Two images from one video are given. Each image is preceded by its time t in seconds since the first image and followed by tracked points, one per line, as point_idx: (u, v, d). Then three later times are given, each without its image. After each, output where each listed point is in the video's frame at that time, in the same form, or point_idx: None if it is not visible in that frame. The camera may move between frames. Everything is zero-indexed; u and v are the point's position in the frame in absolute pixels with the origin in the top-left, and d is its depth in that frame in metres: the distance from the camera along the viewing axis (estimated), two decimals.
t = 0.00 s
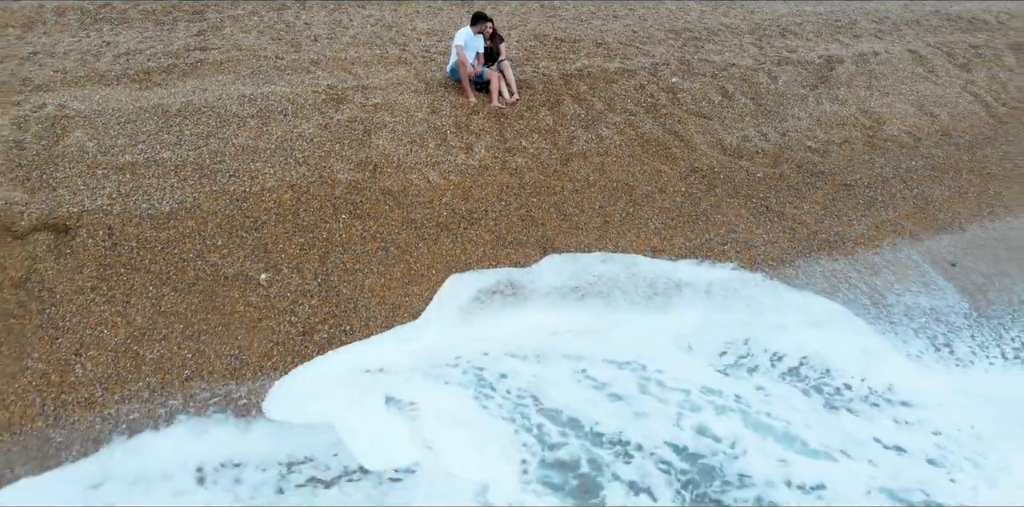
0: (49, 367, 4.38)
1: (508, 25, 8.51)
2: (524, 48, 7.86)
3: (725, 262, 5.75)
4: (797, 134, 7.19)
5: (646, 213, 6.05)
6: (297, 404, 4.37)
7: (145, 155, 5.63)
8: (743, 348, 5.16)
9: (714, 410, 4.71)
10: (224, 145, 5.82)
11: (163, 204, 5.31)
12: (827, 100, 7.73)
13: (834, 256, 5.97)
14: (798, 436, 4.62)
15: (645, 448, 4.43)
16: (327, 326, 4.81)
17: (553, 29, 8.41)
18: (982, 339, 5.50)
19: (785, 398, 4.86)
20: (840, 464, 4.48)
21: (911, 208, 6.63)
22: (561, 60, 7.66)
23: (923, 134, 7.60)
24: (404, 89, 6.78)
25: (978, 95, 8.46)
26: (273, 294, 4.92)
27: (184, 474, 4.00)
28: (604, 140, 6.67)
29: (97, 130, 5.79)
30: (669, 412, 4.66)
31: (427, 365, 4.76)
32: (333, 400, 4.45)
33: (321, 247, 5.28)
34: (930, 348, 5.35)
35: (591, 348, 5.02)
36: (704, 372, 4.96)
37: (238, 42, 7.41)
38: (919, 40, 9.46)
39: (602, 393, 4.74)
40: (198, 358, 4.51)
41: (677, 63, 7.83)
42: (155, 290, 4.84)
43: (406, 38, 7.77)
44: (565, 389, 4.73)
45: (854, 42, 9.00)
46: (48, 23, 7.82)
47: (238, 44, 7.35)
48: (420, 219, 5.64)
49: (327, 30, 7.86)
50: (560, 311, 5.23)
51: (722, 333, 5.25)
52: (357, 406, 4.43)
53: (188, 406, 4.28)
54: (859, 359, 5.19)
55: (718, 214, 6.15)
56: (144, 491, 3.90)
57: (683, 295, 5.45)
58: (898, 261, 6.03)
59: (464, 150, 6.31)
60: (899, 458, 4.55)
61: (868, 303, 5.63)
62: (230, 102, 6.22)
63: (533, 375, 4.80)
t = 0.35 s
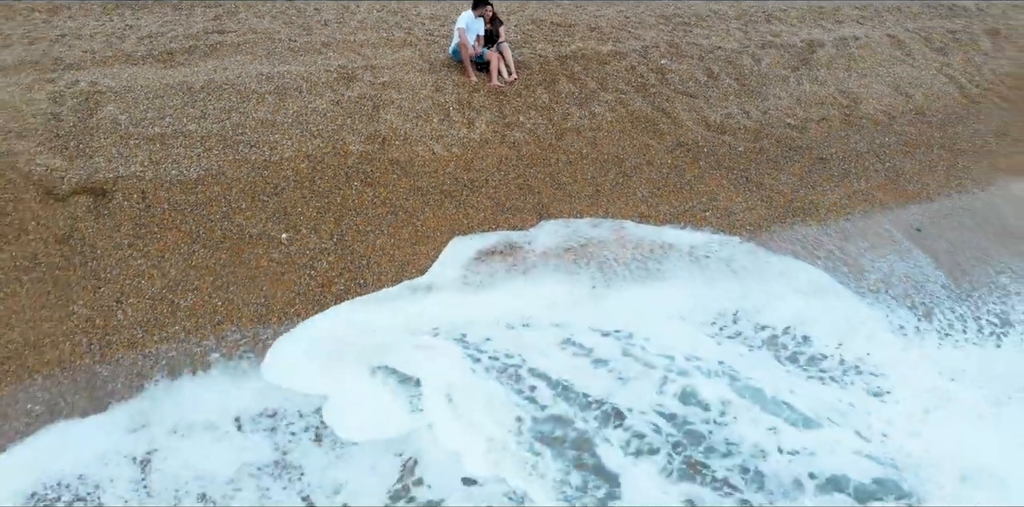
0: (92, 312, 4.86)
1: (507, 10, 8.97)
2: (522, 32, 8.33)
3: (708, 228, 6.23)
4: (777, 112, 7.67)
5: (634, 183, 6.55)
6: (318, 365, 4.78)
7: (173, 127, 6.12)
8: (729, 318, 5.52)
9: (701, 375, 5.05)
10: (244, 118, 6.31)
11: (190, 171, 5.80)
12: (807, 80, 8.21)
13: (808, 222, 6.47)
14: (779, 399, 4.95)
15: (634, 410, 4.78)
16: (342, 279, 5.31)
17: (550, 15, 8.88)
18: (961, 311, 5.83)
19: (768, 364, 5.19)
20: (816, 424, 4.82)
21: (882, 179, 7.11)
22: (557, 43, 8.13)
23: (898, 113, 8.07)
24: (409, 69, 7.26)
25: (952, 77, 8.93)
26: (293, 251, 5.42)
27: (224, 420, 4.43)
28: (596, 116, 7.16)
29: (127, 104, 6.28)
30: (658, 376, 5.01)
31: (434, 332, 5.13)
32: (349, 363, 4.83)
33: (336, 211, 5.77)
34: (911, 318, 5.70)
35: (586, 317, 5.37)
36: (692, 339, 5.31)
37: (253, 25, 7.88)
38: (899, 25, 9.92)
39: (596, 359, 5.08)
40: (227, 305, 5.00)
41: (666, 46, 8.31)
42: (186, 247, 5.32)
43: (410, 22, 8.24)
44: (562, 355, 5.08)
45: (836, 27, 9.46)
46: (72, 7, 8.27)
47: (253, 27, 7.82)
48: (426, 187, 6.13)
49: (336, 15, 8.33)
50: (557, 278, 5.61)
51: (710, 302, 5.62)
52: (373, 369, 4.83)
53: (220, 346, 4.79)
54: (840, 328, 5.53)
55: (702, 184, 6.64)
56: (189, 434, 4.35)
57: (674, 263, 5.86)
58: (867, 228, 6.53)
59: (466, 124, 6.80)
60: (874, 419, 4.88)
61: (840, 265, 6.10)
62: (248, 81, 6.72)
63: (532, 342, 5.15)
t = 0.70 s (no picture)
0: (135, 259, 5.43)
1: None
2: (520, 14, 8.89)
3: (690, 192, 6.80)
4: (758, 88, 8.23)
5: (623, 152, 7.11)
6: (333, 335, 5.13)
7: (200, 99, 6.70)
8: (718, 289, 5.81)
9: (696, 343, 5.32)
10: (265, 92, 6.89)
11: (218, 137, 6.38)
12: (787, 60, 8.77)
13: (783, 186, 7.04)
14: (770, 365, 5.22)
15: (631, 375, 5.06)
16: (358, 233, 5.90)
17: None
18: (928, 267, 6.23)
19: (758, 332, 5.47)
20: (811, 387, 5.05)
21: (854, 150, 7.68)
22: (553, 24, 8.69)
23: (872, 90, 8.63)
24: (415, 48, 7.82)
25: (926, 57, 9.48)
26: (313, 208, 6.01)
27: (259, 369, 4.85)
28: (589, 92, 7.71)
29: (158, 78, 6.85)
30: (654, 346, 5.29)
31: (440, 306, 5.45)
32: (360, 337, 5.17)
33: (350, 174, 6.35)
34: (890, 281, 6.02)
35: (583, 292, 5.67)
36: (684, 309, 5.59)
37: (268, 7, 8.43)
38: (878, 9, 10.46)
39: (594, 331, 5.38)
40: (256, 255, 5.58)
41: (655, 28, 8.86)
42: (217, 205, 5.89)
43: (415, 5, 8.79)
44: (561, 326, 5.39)
45: (817, 11, 10.01)
46: None
47: (269, 9, 8.37)
48: (432, 153, 6.70)
49: None
50: (555, 250, 6.01)
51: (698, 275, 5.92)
52: (384, 340, 5.16)
53: (250, 288, 5.35)
54: (823, 295, 5.85)
55: (686, 153, 7.22)
56: (228, 385, 4.73)
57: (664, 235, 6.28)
58: (838, 191, 7.10)
59: (468, 98, 7.36)
60: (863, 379, 5.11)
61: (810, 219, 6.67)
62: (268, 58, 7.30)
63: (532, 315, 5.46)
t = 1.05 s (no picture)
0: (166, 219, 5.94)
1: None
2: None
3: (676, 163, 7.33)
4: (743, 69, 8.73)
5: (615, 127, 7.62)
6: (349, 313, 5.57)
7: (222, 76, 7.22)
8: (710, 268, 6.24)
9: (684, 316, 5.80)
10: (281, 70, 7.40)
11: (239, 111, 6.90)
12: (772, 43, 9.26)
13: (763, 158, 7.57)
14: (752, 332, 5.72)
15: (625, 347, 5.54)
16: (370, 197, 6.43)
17: None
18: (890, 230, 6.83)
19: (744, 308, 5.92)
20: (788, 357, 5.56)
21: (832, 126, 8.19)
22: (550, 9, 9.18)
23: (851, 71, 9.12)
24: (419, 30, 8.33)
25: (905, 40, 9.97)
26: (327, 175, 6.53)
27: (286, 331, 5.34)
28: (583, 72, 8.22)
29: (182, 56, 7.37)
30: (652, 326, 5.73)
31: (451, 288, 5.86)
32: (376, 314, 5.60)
33: (361, 145, 6.87)
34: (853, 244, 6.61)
35: (582, 274, 6.09)
36: (675, 287, 6.04)
37: None
38: None
39: (595, 311, 5.81)
40: (277, 216, 6.11)
41: (646, 12, 9.36)
42: (240, 171, 6.42)
43: None
44: (560, 304, 5.83)
45: None
46: None
47: None
48: (437, 127, 7.22)
49: None
50: (555, 227, 6.44)
51: (690, 253, 6.36)
52: (400, 319, 5.58)
53: (273, 244, 5.89)
54: (797, 262, 6.38)
55: (673, 129, 7.73)
56: (258, 348, 5.19)
57: (658, 212, 6.72)
58: (814, 163, 7.63)
59: (470, 77, 7.87)
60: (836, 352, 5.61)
61: (786, 189, 7.20)
62: (282, 38, 7.81)
63: (535, 295, 5.89)
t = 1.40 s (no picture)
0: (197, 187, 6.54)
1: None
2: None
3: (664, 140, 7.93)
4: (727, 56, 9.32)
5: (606, 108, 8.21)
6: (362, 299, 5.93)
7: (243, 59, 7.82)
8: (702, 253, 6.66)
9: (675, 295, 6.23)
10: (297, 54, 8.00)
11: (260, 90, 7.50)
12: (755, 32, 9.86)
13: (744, 136, 8.16)
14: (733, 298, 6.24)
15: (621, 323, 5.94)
16: (382, 169, 7.03)
17: None
18: (854, 196, 7.49)
19: (733, 291, 6.30)
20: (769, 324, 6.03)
21: (809, 108, 8.79)
22: None
23: (829, 58, 9.71)
24: (425, 18, 8.92)
25: (883, 30, 10.55)
26: (341, 149, 7.13)
27: (305, 312, 5.75)
28: (577, 57, 8.81)
29: (206, 41, 7.98)
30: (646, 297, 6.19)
31: (462, 277, 6.23)
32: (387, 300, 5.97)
33: (373, 123, 7.46)
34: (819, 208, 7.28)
35: (583, 262, 6.46)
36: (667, 274, 6.42)
37: None
38: None
39: (597, 297, 6.19)
40: (296, 185, 6.70)
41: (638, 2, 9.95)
42: (262, 144, 7.02)
43: None
44: (561, 290, 6.21)
45: None
46: None
47: None
48: (442, 107, 7.81)
49: None
50: (557, 214, 6.87)
51: (688, 241, 6.76)
52: (409, 305, 5.93)
53: (295, 209, 6.50)
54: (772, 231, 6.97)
55: (661, 110, 8.31)
56: (292, 313, 5.71)
57: (648, 189, 7.26)
58: (791, 141, 8.23)
59: (472, 62, 8.45)
60: (815, 327, 6.03)
61: (763, 164, 7.80)
62: (298, 25, 8.40)
63: (537, 283, 6.25)
